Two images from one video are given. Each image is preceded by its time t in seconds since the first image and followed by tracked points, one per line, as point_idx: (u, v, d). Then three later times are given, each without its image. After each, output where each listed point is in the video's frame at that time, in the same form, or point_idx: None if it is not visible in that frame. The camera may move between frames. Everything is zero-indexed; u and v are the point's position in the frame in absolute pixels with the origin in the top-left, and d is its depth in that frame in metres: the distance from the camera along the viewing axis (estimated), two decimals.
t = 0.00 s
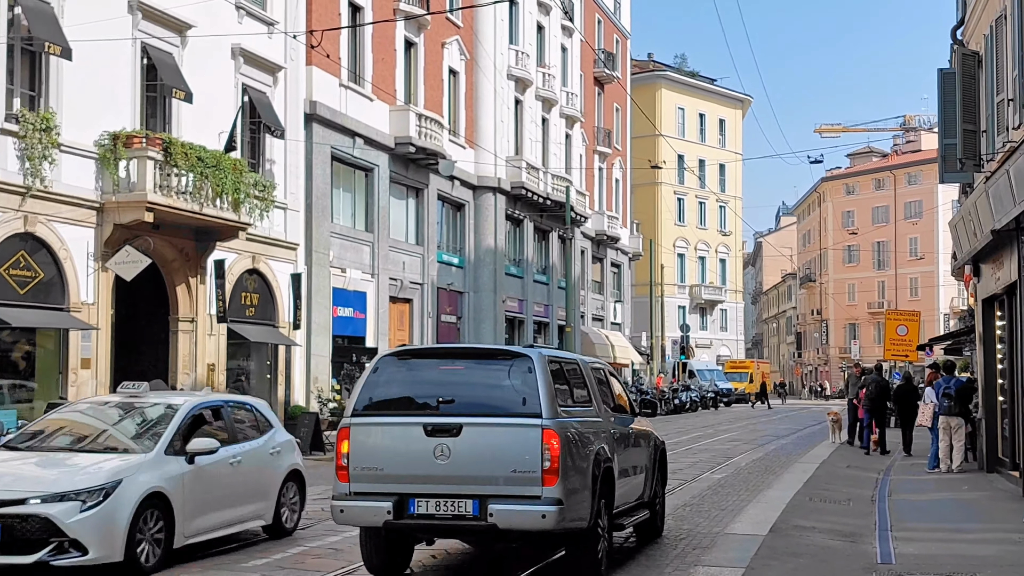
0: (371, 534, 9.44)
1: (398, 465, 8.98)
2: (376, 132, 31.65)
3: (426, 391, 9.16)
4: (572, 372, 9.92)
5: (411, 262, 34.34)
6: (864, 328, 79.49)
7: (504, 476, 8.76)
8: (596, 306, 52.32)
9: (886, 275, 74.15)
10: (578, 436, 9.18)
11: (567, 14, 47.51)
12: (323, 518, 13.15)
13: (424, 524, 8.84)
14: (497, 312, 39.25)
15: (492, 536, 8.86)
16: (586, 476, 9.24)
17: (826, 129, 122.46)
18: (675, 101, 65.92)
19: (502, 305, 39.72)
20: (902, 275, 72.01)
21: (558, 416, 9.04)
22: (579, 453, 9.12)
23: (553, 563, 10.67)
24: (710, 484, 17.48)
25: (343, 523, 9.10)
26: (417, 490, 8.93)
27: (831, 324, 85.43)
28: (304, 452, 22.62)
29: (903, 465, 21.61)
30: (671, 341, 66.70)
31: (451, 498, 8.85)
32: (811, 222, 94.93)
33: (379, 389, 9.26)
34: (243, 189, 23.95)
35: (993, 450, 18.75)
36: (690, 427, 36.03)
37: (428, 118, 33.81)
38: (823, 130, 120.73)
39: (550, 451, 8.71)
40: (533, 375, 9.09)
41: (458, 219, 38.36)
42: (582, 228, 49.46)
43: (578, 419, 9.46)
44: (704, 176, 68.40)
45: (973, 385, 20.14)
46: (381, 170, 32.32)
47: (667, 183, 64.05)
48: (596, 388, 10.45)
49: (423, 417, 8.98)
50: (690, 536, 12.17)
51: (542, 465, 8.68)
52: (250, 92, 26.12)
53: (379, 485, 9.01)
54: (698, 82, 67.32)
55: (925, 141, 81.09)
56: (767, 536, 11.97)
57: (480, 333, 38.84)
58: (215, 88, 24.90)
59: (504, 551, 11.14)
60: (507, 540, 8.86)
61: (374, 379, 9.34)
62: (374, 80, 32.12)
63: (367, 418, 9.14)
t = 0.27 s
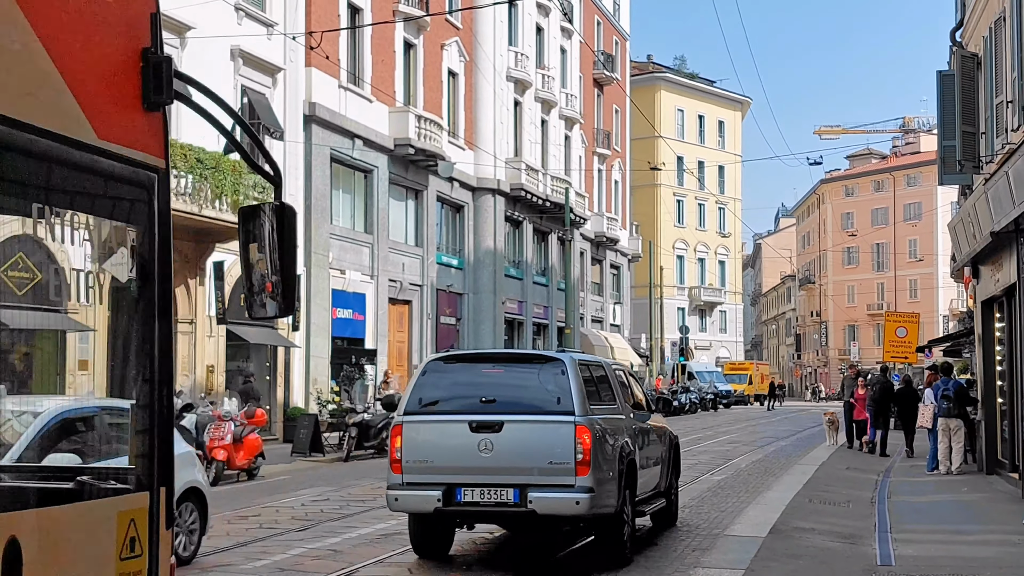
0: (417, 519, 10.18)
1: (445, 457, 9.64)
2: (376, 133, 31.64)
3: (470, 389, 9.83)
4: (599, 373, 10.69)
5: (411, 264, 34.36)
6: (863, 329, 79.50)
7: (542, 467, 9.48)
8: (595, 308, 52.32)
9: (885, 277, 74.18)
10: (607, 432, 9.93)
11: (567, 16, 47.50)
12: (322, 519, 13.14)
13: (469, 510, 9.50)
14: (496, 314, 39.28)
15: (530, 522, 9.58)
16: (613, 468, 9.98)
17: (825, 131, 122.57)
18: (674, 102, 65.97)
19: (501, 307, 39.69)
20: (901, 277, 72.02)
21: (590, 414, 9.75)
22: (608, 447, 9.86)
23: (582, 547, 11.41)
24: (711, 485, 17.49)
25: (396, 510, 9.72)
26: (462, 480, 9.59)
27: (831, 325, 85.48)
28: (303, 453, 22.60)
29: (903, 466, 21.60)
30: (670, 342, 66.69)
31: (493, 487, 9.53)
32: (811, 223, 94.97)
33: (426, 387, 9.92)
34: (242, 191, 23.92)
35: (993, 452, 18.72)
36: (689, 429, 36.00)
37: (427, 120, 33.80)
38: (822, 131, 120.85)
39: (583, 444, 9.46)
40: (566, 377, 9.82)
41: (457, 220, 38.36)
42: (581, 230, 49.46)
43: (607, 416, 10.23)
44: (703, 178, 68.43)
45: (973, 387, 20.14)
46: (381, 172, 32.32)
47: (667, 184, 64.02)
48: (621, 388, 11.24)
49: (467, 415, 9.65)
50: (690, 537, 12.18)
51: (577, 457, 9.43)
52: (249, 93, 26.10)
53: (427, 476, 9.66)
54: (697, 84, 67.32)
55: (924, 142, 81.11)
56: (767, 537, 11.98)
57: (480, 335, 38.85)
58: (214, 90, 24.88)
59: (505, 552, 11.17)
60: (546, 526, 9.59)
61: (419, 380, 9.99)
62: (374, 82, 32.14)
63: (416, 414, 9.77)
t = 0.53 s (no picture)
0: (454, 507, 11.36)
1: (481, 450, 10.88)
2: (374, 133, 31.60)
3: (504, 389, 11.07)
4: (618, 374, 11.82)
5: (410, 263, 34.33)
6: (862, 329, 79.49)
7: (569, 459, 10.69)
8: (594, 307, 52.29)
9: (884, 277, 74.18)
10: (627, 427, 11.08)
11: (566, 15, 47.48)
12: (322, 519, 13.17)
13: (503, 498, 10.71)
14: (495, 314, 39.27)
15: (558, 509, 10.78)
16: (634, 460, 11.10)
17: (824, 130, 122.66)
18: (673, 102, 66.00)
19: (499, 307, 39.62)
20: (900, 276, 72.02)
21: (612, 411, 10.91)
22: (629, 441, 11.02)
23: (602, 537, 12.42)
24: (709, 485, 17.51)
25: (436, 498, 10.97)
26: (496, 471, 10.80)
27: (829, 325, 85.56)
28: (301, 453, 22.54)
29: (902, 466, 21.61)
30: (669, 342, 66.67)
31: (525, 478, 10.74)
32: (810, 223, 94.99)
33: (463, 387, 11.16)
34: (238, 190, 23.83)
35: (991, 452, 18.72)
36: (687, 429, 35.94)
37: (425, 119, 33.75)
38: (821, 131, 120.95)
39: (607, 439, 10.62)
40: (589, 377, 10.96)
41: (455, 220, 38.30)
42: (580, 229, 49.41)
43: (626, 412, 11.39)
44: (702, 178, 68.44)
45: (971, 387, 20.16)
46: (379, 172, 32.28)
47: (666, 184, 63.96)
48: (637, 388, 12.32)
49: (500, 411, 10.89)
50: (687, 537, 12.22)
51: (601, 450, 10.61)
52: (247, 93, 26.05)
53: (465, 467, 10.91)
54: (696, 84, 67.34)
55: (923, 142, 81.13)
56: (766, 537, 12.01)
57: (479, 335, 38.82)
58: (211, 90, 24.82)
59: (506, 551, 11.23)
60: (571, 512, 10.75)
61: (457, 380, 11.23)
62: (373, 81, 32.12)
63: (454, 411, 11.02)
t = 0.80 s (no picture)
0: (481, 497, 12.04)
1: (508, 445, 11.54)
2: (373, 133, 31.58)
3: (529, 388, 11.73)
4: (633, 372, 12.37)
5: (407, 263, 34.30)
6: (860, 329, 79.50)
7: (590, 454, 11.30)
8: (593, 307, 52.28)
9: (882, 277, 74.19)
10: (643, 423, 11.68)
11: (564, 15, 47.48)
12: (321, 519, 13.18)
13: (528, 491, 11.38)
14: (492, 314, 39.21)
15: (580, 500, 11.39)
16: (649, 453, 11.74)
17: (823, 130, 122.79)
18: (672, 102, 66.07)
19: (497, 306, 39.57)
20: (898, 276, 72.01)
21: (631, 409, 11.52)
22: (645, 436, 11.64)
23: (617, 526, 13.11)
24: (708, 485, 17.52)
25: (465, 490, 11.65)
26: (522, 465, 11.45)
27: (828, 325, 85.60)
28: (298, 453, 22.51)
29: (900, 466, 21.61)
30: (667, 342, 66.64)
31: (548, 472, 11.39)
32: (808, 223, 95.02)
33: (490, 387, 11.82)
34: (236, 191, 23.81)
35: (989, 452, 18.72)
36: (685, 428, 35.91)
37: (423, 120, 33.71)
38: (820, 131, 121.05)
39: (625, 435, 11.23)
40: (607, 377, 11.54)
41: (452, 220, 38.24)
42: (579, 229, 49.39)
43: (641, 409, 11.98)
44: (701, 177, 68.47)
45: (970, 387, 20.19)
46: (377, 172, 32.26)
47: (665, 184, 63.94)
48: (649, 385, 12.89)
49: (526, 410, 11.53)
50: (686, 537, 12.21)
51: (619, 446, 11.21)
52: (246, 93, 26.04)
53: (492, 461, 11.57)
54: (695, 83, 67.36)
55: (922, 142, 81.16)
56: (765, 537, 12.01)
57: (476, 335, 38.78)
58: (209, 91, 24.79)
59: (505, 550, 11.24)
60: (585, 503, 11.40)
61: (484, 380, 11.88)
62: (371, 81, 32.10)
63: (482, 410, 11.70)
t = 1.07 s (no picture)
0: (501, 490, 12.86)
1: (528, 438, 12.38)
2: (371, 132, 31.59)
3: (549, 387, 12.67)
4: (643, 374, 13.31)
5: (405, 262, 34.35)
6: (859, 328, 79.52)
7: (607, 446, 12.14)
8: (591, 306, 52.26)
9: (881, 276, 74.20)
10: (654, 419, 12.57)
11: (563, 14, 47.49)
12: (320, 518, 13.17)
13: (548, 481, 12.21)
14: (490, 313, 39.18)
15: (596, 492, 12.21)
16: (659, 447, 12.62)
17: (822, 130, 122.87)
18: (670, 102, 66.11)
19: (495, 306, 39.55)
20: (896, 276, 72.03)
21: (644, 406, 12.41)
22: (657, 431, 12.52)
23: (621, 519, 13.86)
24: (707, 484, 17.54)
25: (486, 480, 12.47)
26: (542, 458, 12.29)
27: (827, 324, 85.60)
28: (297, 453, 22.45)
29: (898, 465, 21.62)
30: (666, 341, 66.62)
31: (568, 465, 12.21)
32: (807, 223, 95.06)
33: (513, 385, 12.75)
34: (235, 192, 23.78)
35: (988, 451, 18.71)
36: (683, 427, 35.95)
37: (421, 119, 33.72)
38: (819, 130, 121.14)
39: (640, 429, 12.09)
40: (623, 376, 12.46)
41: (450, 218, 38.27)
42: (577, 229, 49.38)
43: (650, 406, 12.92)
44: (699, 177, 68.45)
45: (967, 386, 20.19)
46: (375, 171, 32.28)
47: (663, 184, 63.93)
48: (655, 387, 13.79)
49: (544, 406, 12.39)
50: (684, 536, 12.18)
51: (634, 438, 12.06)
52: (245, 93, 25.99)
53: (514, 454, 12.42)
54: (693, 83, 67.39)
55: (921, 142, 81.20)
56: (763, 536, 11.98)
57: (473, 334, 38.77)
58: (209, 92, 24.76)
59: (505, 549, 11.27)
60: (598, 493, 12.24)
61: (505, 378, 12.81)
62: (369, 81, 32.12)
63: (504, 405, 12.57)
